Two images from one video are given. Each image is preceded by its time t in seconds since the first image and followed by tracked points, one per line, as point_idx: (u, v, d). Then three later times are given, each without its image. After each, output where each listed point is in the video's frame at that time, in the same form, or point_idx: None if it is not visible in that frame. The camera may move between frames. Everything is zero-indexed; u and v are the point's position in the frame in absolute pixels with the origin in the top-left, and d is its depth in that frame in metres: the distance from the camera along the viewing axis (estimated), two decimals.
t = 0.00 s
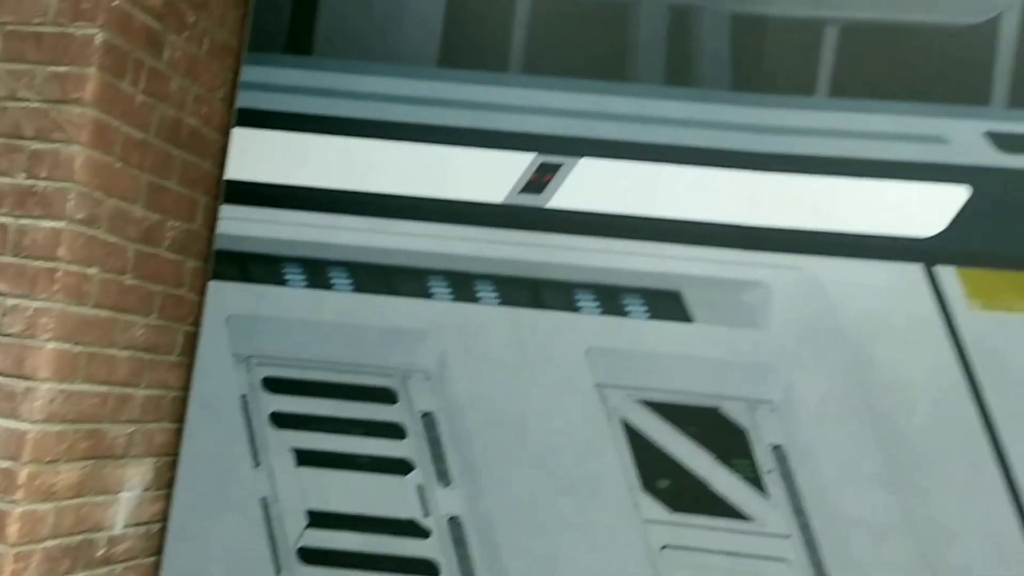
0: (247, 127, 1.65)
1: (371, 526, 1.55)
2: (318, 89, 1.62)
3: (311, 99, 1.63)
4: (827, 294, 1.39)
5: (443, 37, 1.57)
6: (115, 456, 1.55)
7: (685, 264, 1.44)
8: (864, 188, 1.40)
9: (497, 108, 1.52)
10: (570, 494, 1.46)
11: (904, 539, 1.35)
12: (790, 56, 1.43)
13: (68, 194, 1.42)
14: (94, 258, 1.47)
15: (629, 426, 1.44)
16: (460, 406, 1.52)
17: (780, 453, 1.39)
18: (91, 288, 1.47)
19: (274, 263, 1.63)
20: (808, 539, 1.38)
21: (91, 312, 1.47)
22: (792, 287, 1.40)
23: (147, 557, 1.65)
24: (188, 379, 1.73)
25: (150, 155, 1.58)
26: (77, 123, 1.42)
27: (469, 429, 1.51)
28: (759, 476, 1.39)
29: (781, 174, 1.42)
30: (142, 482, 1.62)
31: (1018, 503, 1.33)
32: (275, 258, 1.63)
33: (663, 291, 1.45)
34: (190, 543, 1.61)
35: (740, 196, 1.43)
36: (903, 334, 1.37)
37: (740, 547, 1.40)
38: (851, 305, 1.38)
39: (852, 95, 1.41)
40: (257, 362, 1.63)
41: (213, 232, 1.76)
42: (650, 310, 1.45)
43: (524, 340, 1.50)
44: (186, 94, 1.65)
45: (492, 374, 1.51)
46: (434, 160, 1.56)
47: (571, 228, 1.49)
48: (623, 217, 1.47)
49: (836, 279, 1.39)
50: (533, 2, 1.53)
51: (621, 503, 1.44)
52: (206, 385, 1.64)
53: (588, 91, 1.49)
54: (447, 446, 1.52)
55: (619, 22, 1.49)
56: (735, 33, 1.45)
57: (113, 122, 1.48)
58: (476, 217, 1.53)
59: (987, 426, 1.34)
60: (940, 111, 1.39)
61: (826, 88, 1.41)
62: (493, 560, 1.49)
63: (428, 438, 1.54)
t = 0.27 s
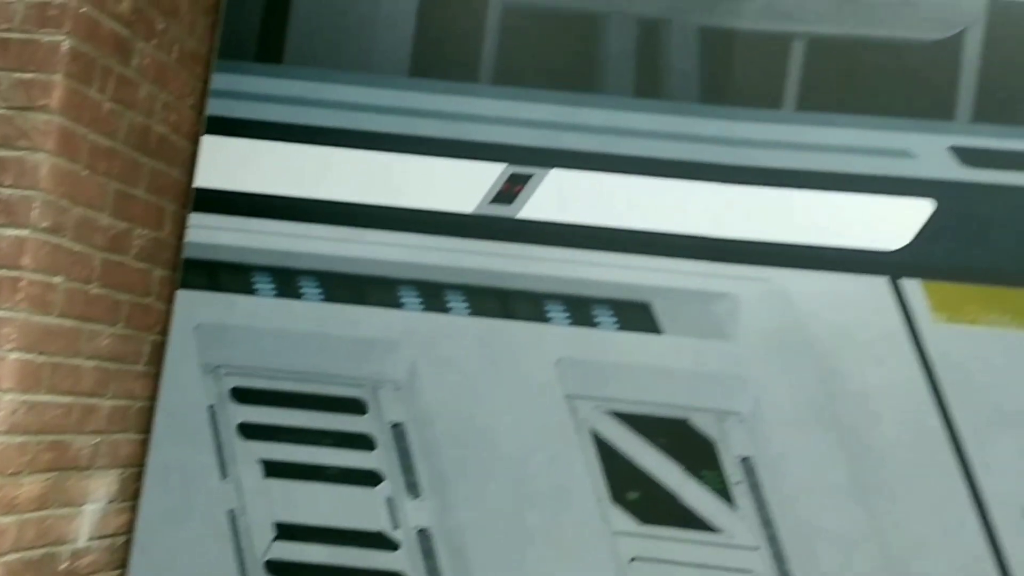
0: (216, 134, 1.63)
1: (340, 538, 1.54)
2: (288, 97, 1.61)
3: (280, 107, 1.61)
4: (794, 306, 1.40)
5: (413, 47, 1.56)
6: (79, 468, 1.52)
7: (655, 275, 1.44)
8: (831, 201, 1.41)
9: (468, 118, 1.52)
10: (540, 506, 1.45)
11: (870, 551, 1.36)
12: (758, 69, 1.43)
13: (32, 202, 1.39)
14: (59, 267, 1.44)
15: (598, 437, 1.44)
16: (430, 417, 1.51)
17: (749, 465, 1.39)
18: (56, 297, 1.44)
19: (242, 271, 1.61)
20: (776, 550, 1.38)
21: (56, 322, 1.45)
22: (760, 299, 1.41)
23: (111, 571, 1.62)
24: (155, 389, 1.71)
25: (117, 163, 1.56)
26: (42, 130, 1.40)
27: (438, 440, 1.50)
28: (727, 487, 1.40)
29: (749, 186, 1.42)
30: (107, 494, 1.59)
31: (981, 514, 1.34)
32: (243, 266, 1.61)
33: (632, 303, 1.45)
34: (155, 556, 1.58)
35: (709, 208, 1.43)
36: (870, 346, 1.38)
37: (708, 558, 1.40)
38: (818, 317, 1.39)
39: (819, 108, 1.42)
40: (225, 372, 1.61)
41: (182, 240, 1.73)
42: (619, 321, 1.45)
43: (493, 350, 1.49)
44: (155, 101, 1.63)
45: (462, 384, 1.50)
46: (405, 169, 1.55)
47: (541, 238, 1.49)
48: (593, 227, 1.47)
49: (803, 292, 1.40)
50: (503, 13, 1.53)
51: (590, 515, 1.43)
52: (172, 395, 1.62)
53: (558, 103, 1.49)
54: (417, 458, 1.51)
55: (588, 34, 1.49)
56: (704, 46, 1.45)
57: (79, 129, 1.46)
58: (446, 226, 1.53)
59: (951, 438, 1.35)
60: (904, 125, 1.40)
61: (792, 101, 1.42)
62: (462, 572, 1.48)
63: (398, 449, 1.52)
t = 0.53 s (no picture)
0: (186, 142, 1.59)
1: (308, 549, 1.52)
2: (257, 105, 1.58)
3: (251, 114, 1.59)
4: (760, 319, 1.42)
5: (385, 57, 1.56)
6: (42, 479, 1.50)
7: (624, 287, 1.45)
8: (797, 215, 1.43)
9: (439, 129, 1.52)
10: (509, 517, 1.45)
11: (836, 562, 1.37)
12: (726, 84, 1.45)
13: None
14: (24, 276, 1.43)
15: (568, 448, 1.44)
16: (400, 428, 1.50)
17: (715, 476, 1.40)
18: (20, 307, 1.42)
19: (211, 280, 1.59)
20: (743, 561, 1.39)
21: (20, 331, 1.43)
22: (727, 311, 1.43)
23: None
24: (122, 400, 1.68)
25: (85, 171, 1.54)
26: (8, 138, 1.39)
27: (408, 450, 1.49)
28: (694, 498, 1.41)
29: (717, 199, 1.44)
30: (71, 506, 1.57)
31: (943, 526, 1.37)
32: (212, 275, 1.59)
33: (602, 314, 1.46)
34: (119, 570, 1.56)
35: (678, 221, 1.45)
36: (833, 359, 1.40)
37: (676, 569, 1.41)
38: (783, 330, 1.41)
39: (785, 122, 1.43)
40: (193, 382, 1.58)
41: (150, 249, 1.71)
42: (588, 332, 1.46)
43: (463, 361, 1.49)
44: (123, 109, 1.62)
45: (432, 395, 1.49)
46: (376, 179, 1.54)
47: (512, 249, 1.49)
48: (563, 239, 1.47)
49: (768, 304, 1.42)
50: (475, 24, 1.53)
51: (559, 526, 1.43)
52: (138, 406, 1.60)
53: (528, 115, 1.50)
54: (386, 468, 1.51)
55: (559, 47, 1.50)
56: (673, 60, 1.46)
57: (46, 136, 1.44)
58: (417, 236, 1.52)
59: (913, 450, 1.38)
60: (868, 140, 1.42)
61: (759, 117, 1.44)
62: None
63: (367, 460, 1.51)
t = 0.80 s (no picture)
0: (155, 150, 1.58)
1: (277, 561, 1.51)
2: (228, 114, 1.57)
3: (222, 122, 1.57)
4: (727, 332, 1.43)
5: (356, 67, 1.54)
6: (7, 491, 1.46)
7: (593, 299, 1.46)
8: (763, 228, 1.44)
9: (410, 139, 1.52)
10: (478, 528, 1.45)
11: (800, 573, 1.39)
12: (693, 98, 1.46)
13: None
14: None
15: (537, 459, 1.44)
16: (370, 439, 1.49)
17: (683, 487, 1.41)
18: None
19: (181, 289, 1.57)
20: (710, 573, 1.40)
21: None
22: (695, 323, 1.44)
23: None
24: (88, 410, 1.66)
25: (53, 179, 1.52)
26: None
27: (377, 461, 1.49)
28: (662, 510, 1.41)
29: (685, 213, 1.45)
30: (36, 518, 1.53)
31: (906, 538, 1.39)
32: (181, 284, 1.57)
33: (571, 325, 1.46)
34: None
35: (646, 233, 1.45)
36: (798, 372, 1.42)
37: None
38: (750, 342, 1.42)
39: (751, 137, 1.45)
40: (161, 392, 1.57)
41: (119, 257, 1.69)
42: (557, 343, 1.46)
43: (433, 372, 1.49)
44: (93, 116, 1.60)
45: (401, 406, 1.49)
46: (347, 189, 1.53)
47: (482, 260, 1.49)
48: (533, 250, 1.48)
49: (734, 317, 1.43)
50: (445, 36, 1.53)
51: (528, 538, 1.43)
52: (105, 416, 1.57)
53: (498, 127, 1.50)
54: (355, 479, 1.50)
55: (528, 59, 1.50)
56: (641, 74, 1.48)
57: (13, 144, 1.43)
58: (388, 246, 1.52)
59: (877, 462, 1.39)
60: (832, 155, 1.44)
61: (725, 130, 1.46)
62: None
63: (337, 471, 1.50)
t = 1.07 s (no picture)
0: (124, 157, 1.55)
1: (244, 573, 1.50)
2: (197, 121, 1.55)
3: (192, 130, 1.55)
4: (694, 345, 1.44)
5: (327, 76, 1.54)
6: None
7: (563, 310, 1.46)
8: (731, 241, 1.46)
9: (380, 149, 1.52)
10: (447, 540, 1.44)
11: None
12: (662, 111, 1.47)
13: None
14: None
15: (506, 470, 1.44)
16: (339, 450, 1.48)
17: (651, 498, 1.42)
18: None
19: (148, 297, 1.54)
20: None
21: None
22: (664, 335, 1.44)
23: None
24: (52, 420, 1.62)
25: (18, 186, 1.50)
26: None
27: (346, 473, 1.48)
28: (630, 521, 1.42)
29: (653, 225, 1.46)
30: None
31: (869, 548, 1.40)
32: (149, 292, 1.54)
33: (540, 336, 1.47)
34: None
35: (615, 245, 1.46)
36: (765, 383, 1.43)
37: None
38: (718, 354, 1.43)
39: (717, 150, 1.46)
40: (128, 402, 1.53)
41: (85, 265, 1.66)
42: (527, 353, 1.46)
43: (402, 383, 1.48)
44: (61, 123, 1.58)
45: (370, 417, 1.48)
46: (318, 198, 1.52)
47: (452, 271, 1.49)
48: (502, 261, 1.48)
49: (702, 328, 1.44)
50: (416, 47, 1.53)
51: (497, 550, 1.43)
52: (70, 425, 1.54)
53: (468, 137, 1.50)
54: (324, 490, 1.48)
55: (499, 71, 1.51)
56: (610, 86, 1.48)
57: None
58: (358, 256, 1.51)
59: (841, 473, 1.41)
60: (797, 169, 1.46)
61: (693, 143, 1.47)
62: None
63: (305, 483, 1.49)
